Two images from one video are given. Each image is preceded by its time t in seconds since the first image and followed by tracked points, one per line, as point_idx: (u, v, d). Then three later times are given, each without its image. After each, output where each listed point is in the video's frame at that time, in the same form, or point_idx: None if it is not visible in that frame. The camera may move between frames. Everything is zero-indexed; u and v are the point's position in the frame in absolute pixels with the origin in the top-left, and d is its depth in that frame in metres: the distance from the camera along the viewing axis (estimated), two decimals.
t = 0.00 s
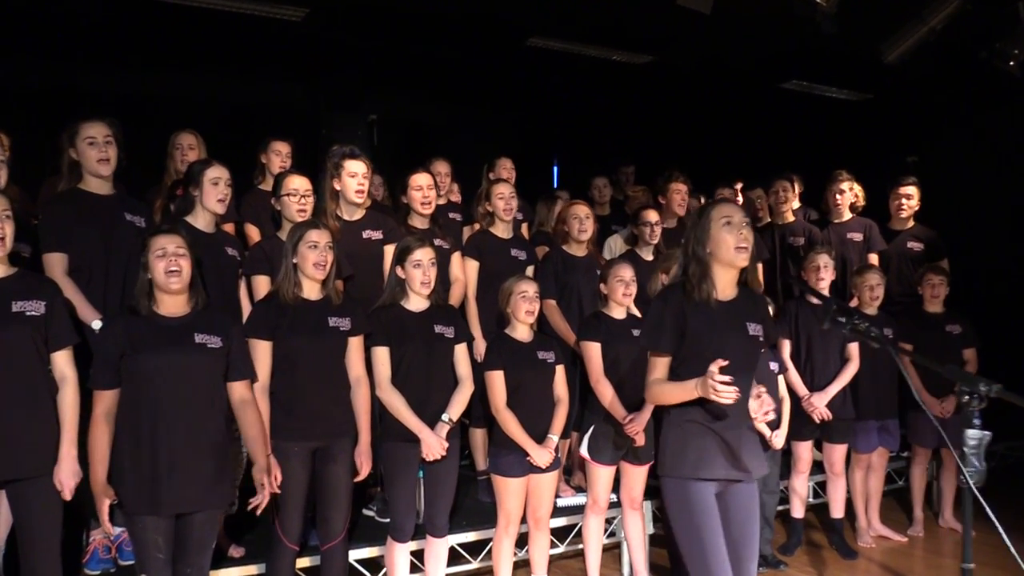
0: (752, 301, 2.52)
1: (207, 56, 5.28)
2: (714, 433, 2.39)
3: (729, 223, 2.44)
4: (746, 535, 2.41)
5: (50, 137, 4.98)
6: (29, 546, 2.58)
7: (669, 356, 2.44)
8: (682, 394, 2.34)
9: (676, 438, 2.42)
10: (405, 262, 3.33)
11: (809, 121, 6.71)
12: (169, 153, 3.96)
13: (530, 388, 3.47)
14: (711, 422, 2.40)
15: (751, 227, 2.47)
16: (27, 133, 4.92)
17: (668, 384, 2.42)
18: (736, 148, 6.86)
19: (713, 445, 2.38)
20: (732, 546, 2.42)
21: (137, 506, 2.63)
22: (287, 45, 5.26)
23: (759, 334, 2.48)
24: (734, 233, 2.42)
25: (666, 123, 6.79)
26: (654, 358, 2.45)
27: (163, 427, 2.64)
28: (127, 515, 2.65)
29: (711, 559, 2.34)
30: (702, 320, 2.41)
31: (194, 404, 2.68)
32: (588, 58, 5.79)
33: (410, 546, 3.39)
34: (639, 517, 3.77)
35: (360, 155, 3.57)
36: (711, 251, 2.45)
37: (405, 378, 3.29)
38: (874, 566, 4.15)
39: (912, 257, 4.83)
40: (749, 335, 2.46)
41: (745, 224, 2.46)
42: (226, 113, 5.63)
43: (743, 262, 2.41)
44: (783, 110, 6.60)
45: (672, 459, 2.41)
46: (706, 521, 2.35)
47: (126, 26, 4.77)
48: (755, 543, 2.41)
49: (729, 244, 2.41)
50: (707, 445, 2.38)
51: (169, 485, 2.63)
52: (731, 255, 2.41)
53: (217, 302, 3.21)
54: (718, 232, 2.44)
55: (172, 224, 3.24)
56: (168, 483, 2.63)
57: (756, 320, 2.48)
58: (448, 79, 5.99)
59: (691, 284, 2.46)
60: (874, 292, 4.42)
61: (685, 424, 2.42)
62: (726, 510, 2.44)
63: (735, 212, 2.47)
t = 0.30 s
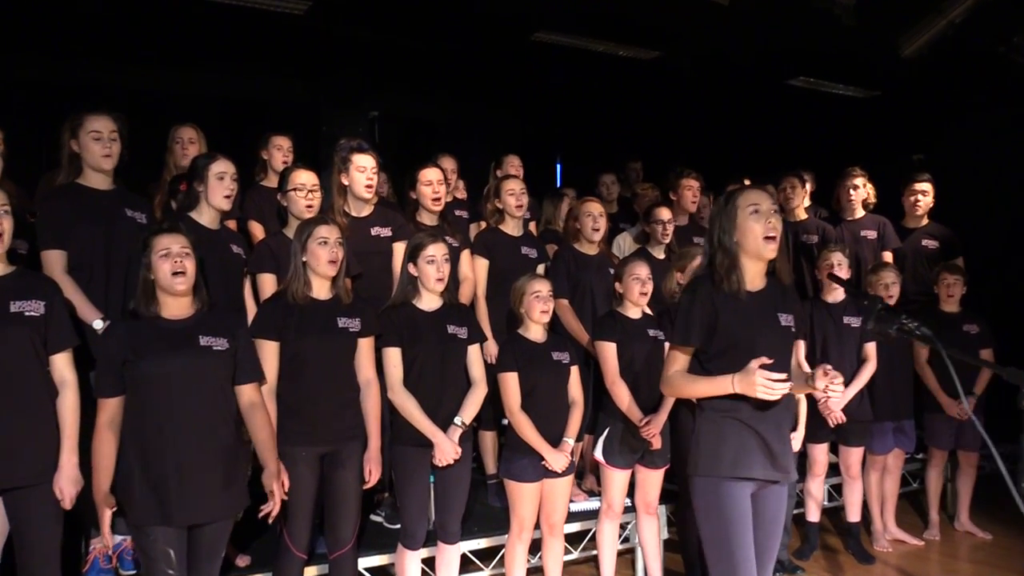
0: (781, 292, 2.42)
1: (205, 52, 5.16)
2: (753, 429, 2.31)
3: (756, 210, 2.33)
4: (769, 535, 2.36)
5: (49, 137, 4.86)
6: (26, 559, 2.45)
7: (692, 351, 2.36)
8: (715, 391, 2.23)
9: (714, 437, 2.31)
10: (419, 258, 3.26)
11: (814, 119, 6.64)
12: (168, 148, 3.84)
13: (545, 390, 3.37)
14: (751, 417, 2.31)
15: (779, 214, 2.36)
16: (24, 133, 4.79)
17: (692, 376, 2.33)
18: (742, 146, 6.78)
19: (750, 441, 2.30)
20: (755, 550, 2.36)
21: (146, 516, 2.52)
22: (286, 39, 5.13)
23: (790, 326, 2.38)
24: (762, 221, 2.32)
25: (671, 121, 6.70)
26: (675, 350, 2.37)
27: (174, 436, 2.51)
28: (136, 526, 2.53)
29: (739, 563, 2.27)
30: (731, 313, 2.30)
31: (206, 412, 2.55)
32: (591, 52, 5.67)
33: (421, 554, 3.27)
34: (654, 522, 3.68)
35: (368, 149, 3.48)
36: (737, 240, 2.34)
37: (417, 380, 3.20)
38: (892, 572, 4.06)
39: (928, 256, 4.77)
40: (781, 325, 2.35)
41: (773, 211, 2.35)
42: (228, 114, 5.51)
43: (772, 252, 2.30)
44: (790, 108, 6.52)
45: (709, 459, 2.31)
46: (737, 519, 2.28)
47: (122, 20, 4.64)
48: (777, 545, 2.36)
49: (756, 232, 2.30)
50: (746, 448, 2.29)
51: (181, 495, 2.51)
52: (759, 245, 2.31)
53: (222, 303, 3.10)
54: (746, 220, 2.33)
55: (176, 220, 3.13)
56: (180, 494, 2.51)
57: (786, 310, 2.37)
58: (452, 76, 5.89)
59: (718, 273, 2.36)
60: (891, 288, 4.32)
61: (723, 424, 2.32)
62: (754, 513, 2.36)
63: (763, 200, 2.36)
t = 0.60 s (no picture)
0: (814, 292, 2.29)
1: (206, 46, 5.04)
2: (779, 435, 2.19)
3: (788, 206, 2.22)
4: (802, 545, 2.25)
5: (48, 133, 4.72)
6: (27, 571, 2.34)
7: (719, 354, 2.21)
8: (740, 397, 2.08)
9: (743, 443, 2.20)
10: (431, 257, 3.17)
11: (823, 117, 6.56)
12: (170, 144, 3.75)
13: (562, 393, 3.29)
14: (780, 423, 2.19)
15: (811, 210, 2.25)
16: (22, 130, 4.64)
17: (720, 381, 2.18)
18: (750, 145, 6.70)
19: (776, 447, 2.18)
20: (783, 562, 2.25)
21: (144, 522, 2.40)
22: (289, 34, 5.03)
23: (823, 330, 2.25)
24: (793, 217, 2.20)
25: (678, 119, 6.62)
26: (703, 355, 2.21)
27: (177, 440, 2.40)
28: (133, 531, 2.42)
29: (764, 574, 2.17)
30: (760, 314, 2.17)
31: (209, 416, 2.44)
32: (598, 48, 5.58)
33: (433, 561, 3.17)
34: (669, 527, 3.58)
35: (378, 145, 3.40)
36: (767, 238, 2.22)
37: (430, 382, 3.11)
38: None
39: (944, 254, 4.72)
40: (813, 329, 2.22)
41: (805, 207, 2.23)
42: (233, 109, 5.36)
43: (805, 249, 2.18)
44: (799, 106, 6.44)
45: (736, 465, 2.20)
46: (763, 528, 2.18)
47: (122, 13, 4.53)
48: (810, 556, 2.25)
49: (788, 229, 2.19)
50: (776, 456, 2.18)
51: (182, 501, 2.40)
52: (791, 242, 2.18)
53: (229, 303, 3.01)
54: (776, 217, 2.21)
55: (181, 218, 3.04)
56: (180, 500, 2.40)
57: (819, 314, 2.24)
58: (457, 72, 5.81)
59: (746, 275, 2.22)
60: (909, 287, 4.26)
61: (752, 431, 2.20)
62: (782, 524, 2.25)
63: (794, 195, 2.24)
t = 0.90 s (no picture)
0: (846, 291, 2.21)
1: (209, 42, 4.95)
2: (809, 434, 2.10)
3: (828, 206, 2.08)
4: (832, 555, 2.12)
5: (50, 129, 4.60)
6: None
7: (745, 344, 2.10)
8: (775, 395, 2.00)
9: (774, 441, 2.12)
10: (442, 256, 3.09)
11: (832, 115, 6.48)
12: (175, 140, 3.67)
13: (577, 395, 3.21)
14: (810, 421, 2.11)
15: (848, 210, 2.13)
16: (23, 125, 4.53)
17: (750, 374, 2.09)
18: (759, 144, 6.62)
19: (810, 444, 2.10)
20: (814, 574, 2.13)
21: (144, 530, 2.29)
22: (293, 29, 4.95)
23: (850, 316, 2.15)
24: (832, 219, 2.07)
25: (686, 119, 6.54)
26: (729, 344, 2.11)
27: (176, 442, 2.29)
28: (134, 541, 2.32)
29: None
30: (787, 306, 2.07)
31: (205, 414, 2.31)
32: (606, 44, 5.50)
33: (444, 568, 3.08)
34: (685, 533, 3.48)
35: (387, 141, 3.32)
36: (802, 237, 2.10)
37: (441, 384, 3.02)
38: None
39: (961, 254, 4.68)
40: (839, 316, 2.12)
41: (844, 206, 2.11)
42: (238, 106, 5.27)
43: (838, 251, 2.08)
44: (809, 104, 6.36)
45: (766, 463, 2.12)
46: (793, 531, 2.07)
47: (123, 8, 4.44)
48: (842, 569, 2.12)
49: (825, 231, 2.07)
50: (807, 455, 2.09)
51: (181, 504, 2.28)
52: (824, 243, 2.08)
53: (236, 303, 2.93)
54: (813, 215, 2.09)
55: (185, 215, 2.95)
56: (180, 506, 2.28)
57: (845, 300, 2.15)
58: (464, 69, 5.73)
59: (772, 264, 2.12)
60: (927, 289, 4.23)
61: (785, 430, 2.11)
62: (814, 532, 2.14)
63: (835, 193, 2.11)
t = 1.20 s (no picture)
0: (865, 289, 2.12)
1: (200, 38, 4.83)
2: (813, 437, 1.91)
3: (837, 196, 1.96)
4: (834, 565, 1.98)
5: (37, 123, 4.44)
6: None
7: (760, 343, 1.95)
8: (795, 385, 1.83)
9: (778, 443, 1.92)
10: (440, 253, 3.01)
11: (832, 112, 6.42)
12: (167, 134, 3.57)
13: (579, 396, 3.12)
14: (813, 422, 1.92)
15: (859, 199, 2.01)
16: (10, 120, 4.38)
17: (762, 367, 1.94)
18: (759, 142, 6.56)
19: (823, 446, 1.92)
20: None
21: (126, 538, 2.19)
22: (288, 23, 4.84)
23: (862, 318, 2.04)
24: (841, 209, 1.96)
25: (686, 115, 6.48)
26: (742, 344, 1.96)
27: (162, 445, 2.19)
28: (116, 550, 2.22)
29: None
30: (807, 304, 1.95)
31: (191, 414, 2.21)
32: (604, 39, 5.42)
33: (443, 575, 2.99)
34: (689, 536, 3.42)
35: (385, 137, 3.24)
36: (812, 229, 1.97)
37: (439, 384, 2.94)
38: None
39: (966, 252, 4.64)
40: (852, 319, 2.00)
41: (853, 196, 1.99)
42: (234, 96, 5.10)
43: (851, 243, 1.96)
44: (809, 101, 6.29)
45: (768, 467, 1.92)
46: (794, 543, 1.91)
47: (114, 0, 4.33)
48: None
49: (835, 223, 1.95)
50: (811, 460, 1.90)
51: (162, 510, 2.17)
52: (835, 235, 1.96)
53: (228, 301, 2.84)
54: (823, 206, 1.96)
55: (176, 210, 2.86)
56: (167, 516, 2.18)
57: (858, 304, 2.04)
58: (462, 65, 5.64)
59: (789, 256, 1.98)
60: (932, 289, 4.17)
61: (788, 430, 1.92)
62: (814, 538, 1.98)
63: (846, 183, 2.00)
